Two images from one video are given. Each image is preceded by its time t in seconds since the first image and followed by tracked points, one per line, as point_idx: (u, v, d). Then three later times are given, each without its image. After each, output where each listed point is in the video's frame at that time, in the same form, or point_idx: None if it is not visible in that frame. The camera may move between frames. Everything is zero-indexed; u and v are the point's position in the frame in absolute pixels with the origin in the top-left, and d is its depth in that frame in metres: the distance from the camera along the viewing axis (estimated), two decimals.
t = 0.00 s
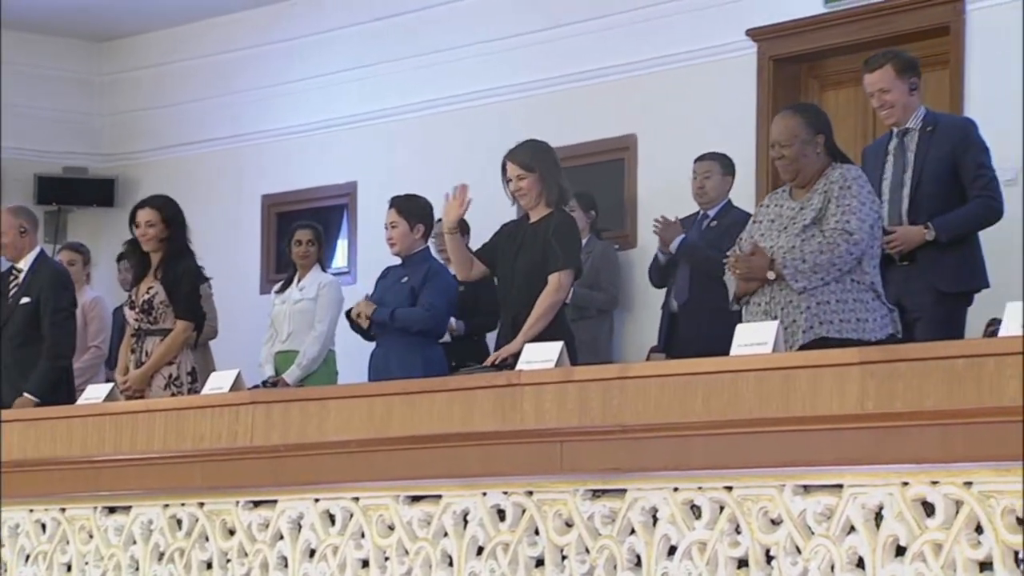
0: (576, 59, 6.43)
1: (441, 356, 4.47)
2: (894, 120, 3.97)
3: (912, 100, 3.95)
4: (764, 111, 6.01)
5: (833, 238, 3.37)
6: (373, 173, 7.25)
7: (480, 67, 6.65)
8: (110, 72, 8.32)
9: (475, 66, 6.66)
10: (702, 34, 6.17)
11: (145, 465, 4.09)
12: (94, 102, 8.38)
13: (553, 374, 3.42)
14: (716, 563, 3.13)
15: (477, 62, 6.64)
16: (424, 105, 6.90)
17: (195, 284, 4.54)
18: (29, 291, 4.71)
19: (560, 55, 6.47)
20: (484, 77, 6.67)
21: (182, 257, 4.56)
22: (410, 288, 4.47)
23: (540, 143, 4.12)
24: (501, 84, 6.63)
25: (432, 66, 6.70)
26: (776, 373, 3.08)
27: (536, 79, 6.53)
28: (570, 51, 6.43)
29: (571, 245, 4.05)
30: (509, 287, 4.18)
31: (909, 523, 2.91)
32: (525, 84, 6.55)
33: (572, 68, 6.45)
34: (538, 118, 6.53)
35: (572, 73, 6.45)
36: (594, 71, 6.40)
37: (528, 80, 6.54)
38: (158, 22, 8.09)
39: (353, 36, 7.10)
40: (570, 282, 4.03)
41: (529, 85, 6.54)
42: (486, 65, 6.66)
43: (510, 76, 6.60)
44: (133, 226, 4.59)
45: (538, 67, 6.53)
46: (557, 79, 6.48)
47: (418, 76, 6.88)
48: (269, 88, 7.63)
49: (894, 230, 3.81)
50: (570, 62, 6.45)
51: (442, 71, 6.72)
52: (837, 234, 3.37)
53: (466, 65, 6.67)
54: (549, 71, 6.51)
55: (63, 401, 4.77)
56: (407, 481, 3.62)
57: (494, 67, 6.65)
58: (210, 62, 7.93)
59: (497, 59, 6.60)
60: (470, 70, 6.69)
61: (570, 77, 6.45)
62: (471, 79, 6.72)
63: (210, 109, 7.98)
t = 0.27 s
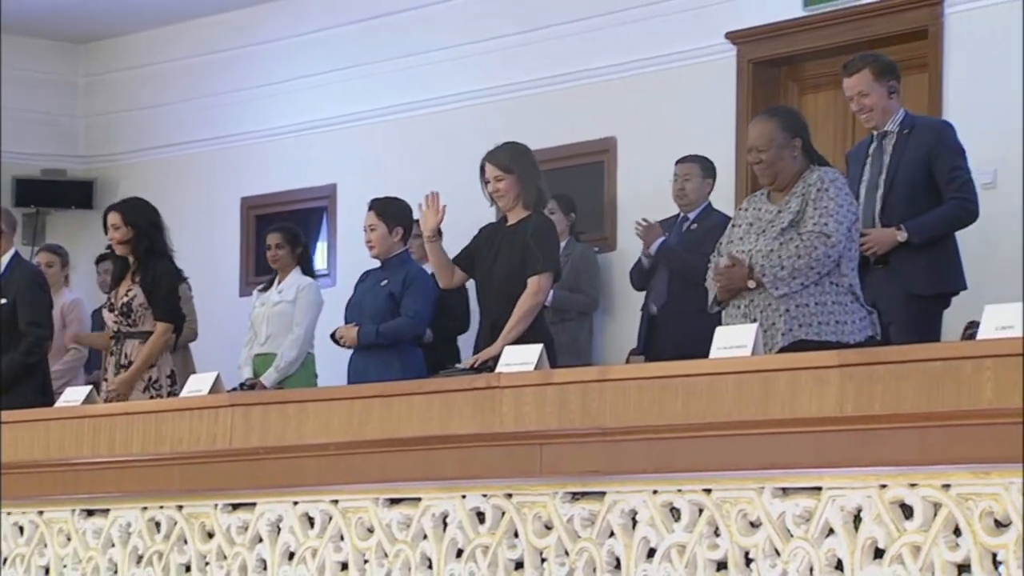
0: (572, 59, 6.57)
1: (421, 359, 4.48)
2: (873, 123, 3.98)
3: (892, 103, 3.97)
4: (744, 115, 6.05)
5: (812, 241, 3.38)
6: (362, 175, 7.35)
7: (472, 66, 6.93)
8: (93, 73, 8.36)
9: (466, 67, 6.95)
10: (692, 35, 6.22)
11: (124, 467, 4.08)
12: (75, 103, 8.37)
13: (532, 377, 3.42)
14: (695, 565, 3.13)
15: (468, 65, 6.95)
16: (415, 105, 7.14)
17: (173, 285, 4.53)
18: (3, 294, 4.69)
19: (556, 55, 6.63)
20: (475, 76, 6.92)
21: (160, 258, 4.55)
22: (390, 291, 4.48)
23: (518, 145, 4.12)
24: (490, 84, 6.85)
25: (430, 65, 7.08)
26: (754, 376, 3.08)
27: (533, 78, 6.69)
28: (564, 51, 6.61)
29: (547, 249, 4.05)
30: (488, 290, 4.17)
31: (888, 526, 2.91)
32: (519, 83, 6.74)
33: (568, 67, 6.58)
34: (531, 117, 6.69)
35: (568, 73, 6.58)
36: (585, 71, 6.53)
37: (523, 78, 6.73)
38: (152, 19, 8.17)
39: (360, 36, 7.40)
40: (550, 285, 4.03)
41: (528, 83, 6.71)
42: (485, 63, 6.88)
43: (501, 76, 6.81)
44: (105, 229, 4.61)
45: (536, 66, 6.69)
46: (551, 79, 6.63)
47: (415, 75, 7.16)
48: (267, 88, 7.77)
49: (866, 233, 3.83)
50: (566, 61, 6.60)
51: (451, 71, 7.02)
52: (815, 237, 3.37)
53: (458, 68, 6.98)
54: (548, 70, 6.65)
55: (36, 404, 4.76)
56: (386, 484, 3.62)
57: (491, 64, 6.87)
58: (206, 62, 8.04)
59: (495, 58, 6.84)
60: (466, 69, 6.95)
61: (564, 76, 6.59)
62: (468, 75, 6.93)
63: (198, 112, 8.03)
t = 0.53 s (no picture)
0: (565, 59, 6.53)
1: (400, 361, 4.49)
2: (850, 124, 3.98)
3: (869, 106, 3.97)
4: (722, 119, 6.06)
5: (795, 245, 3.37)
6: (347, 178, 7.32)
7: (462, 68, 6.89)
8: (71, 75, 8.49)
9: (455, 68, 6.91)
10: (676, 37, 6.21)
11: (101, 470, 4.07)
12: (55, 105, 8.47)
13: (511, 380, 3.41)
14: (674, 569, 3.13)
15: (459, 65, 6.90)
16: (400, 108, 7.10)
17: (150, 289, 4.52)
18: None
19: (550, 55, 6.58)
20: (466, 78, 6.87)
21: (135, 262, 4.54)
22: (368, 296, 4.48)
23: (496, 148, 4.12)
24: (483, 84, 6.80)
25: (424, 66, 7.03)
26: (733, 379, 3.09)
27: (527, 78, 6.64)
28: (558, 52, 6.56)
29: (527, 253, 4.04)
30: (468, 295, 4.18)
31: (866, 528, 2.91)
32: (512, 84, 6.69)
33: (560, 68, 6.54)
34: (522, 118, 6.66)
35: (560, 74, 6.54)
36: (578, 71, 6.48)
37: (516, 79, 6.68)
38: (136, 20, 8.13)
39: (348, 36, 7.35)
40: (528, 288, 4.02)
41: (522, 83, 6.66)
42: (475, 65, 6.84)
43: (493, 76, 6.77)
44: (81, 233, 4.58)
45: (529, 66, 6.65)
46: (543, 79, 6.59)
47: (399, 77, 7.12)
48: (247, 89, 7.74)
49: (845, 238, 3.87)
50: (558, 61, 6.56)
51: (441, 71, 6.97)
52: (800, 242, 3.37)
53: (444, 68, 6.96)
54: (542, 70, 6.60)
55: (13, 408, 4.75)
56: (365, 487, 3.61)
57: (479, 67, 6.83)
58: (186, 63, 8.01)
59: (487, 60, 6.80)
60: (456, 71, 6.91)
61: (556, 77, 6.55)
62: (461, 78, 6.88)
63: (177, 113, 8.01)
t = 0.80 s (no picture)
0: (565, 59, 6.52)
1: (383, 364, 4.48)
2: (834, 129, 3.99)
3: (853, 111, 3.98)
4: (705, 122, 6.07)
5: (776, 248, 3.38)
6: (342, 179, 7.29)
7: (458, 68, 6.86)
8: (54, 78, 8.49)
9: (451, 68, 6.88)
10: (662, 41, 6.22)
11: (83, 474, 4.06)
12: (39, 107, 8.48)
13: (493, 384, 3.41)
14: (655, 572, 3.13)
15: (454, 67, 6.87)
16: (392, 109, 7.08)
17: (132, 292, 4.51)
18: None
19: (550, 55, 6.56)
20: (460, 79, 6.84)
21: (117, 265, 4.53)
22: (350, 299, 4.48)
23: (479, 152, 4.12)
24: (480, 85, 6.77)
25: (423, 66, 6.97)
26: (714, 382, 3.09)
27: (528, 78, 6.62)
28: (558, 51, 6.54)
29: (511, 258, 4.05)
30: (451, 299, 4.17)
31: (848, 531, 2.91)
32: (513, 84, 6.66)
33: (562, 67, 6.53)
34: (519, 119, 6.64)
35: (560, 73, 6.53)
36: (579, 71, 6.46)
37: (517, 78, 6.65)
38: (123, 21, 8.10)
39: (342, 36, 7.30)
40: (511, 292, 4.02)
41: (523, 83, 6.63)
42: (471, 66, 6.81)
43: (494, 76, 6.73)
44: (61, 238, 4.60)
45: (530, 65, 6.62)
46: (544, 79, 6.57)
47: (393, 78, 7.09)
48: (232, 92, 7.72)
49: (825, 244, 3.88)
50: (558, 61, 6.54)
51: (437, 71, 6.93)
52: (781, 244, 3.38)
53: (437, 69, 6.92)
54: (541, 70, 6.59)
55: None
56: (347, 490, 3.60)
57: (476, 67, 6.79)
58: (171, 65, 8.00)
59: (484, 60, 6.76)
60: (451, 72, 6.88)
61: (557, 77, 6.54)
62: (461, 78, 6.84)
63: (161, 116, 7.99)
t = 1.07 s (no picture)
0: (562, 59, 6.45)
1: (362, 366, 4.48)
2: (813, 132, 4.01)
3: (832, 115, 3.99)
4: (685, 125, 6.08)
5: (756, 251, 3.39)
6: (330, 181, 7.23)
7: (451, 69, 6.80)
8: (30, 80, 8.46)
9: (443, 70, 6.82)
10: (643, 45, 6.22)
11: (61, 478, 4.05)
12: (17, 110, 8.46)
13: (473, 388, 3.41)
14: None
15: (448, 67, 6.81)
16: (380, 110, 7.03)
17: (111, 296, 4.50)
18: None
19: (545, 56, 6.50)
20: (452, 80, 6.79)
21: (96, 269, 4.52)
22: (329, 301, 4.49)
23: (460, 156, 4.12)
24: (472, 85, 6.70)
25: (420, 67, 6.89)
26: (694, 386, 3.09)
27: (527, 78, 6.55)
28: (553, 52, 6.48)
29: (493, 261, 4.05)
30: (431, 303, 4.16)
31: (826, 535, 2.92)
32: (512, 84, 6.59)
33: (560, 68, 6.46)
34: (501, 123, 6.62)
35: (560, 73, 6.46)
36: (578, 71, 6.39)
37: (516, 78, 6.58)
38: (107, 22, 8.04)
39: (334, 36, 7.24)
40: (491, 297, 4.02)
41: (520, 83, 6.57)
42: (464, 67, 6.75)
43: (493, 76, 6.65)
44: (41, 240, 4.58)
45: (525, 66, 6.57)
46: (542, 79, 6.50)
47: (384, 80, 7.03)
48: (212, 95, 7.70)
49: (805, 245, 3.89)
50: (555, 61, 6.48)
51: (432, 71, 6.85)
52: (760, 247, 3.38)
53: (430, 70, 6.86)
54: (536, 71, 6.53)
55: None
56: (326, 494, 3.60)
57: (474, 68, 6.72)
58: (156, 67, 7.95)
59: (477, 61, 6.70)
60: (444, 73, 6.82)
61: (556, 78, 6.47)
62: (458, 78, 6.77)
63: (143, 119, 7.96)
